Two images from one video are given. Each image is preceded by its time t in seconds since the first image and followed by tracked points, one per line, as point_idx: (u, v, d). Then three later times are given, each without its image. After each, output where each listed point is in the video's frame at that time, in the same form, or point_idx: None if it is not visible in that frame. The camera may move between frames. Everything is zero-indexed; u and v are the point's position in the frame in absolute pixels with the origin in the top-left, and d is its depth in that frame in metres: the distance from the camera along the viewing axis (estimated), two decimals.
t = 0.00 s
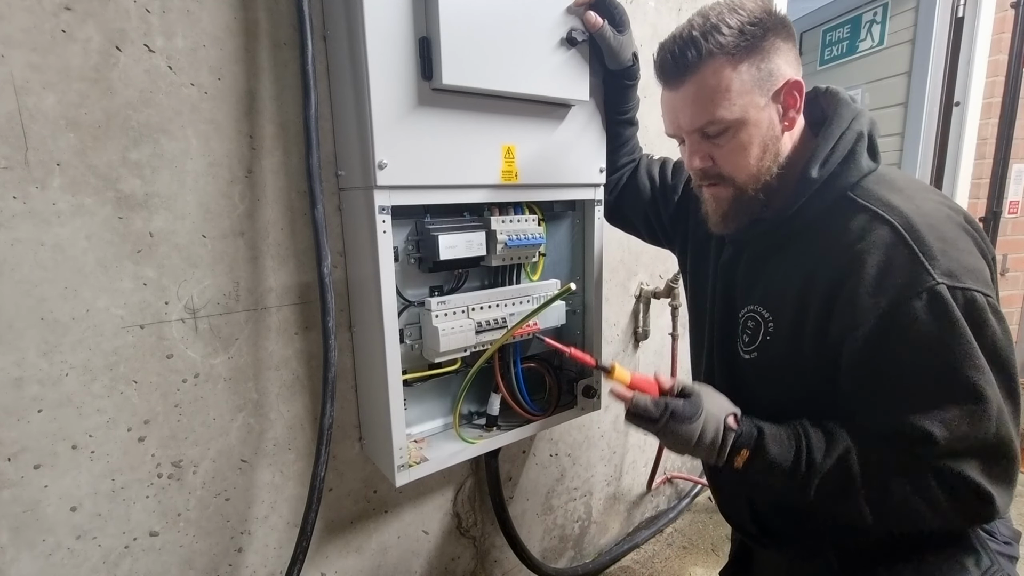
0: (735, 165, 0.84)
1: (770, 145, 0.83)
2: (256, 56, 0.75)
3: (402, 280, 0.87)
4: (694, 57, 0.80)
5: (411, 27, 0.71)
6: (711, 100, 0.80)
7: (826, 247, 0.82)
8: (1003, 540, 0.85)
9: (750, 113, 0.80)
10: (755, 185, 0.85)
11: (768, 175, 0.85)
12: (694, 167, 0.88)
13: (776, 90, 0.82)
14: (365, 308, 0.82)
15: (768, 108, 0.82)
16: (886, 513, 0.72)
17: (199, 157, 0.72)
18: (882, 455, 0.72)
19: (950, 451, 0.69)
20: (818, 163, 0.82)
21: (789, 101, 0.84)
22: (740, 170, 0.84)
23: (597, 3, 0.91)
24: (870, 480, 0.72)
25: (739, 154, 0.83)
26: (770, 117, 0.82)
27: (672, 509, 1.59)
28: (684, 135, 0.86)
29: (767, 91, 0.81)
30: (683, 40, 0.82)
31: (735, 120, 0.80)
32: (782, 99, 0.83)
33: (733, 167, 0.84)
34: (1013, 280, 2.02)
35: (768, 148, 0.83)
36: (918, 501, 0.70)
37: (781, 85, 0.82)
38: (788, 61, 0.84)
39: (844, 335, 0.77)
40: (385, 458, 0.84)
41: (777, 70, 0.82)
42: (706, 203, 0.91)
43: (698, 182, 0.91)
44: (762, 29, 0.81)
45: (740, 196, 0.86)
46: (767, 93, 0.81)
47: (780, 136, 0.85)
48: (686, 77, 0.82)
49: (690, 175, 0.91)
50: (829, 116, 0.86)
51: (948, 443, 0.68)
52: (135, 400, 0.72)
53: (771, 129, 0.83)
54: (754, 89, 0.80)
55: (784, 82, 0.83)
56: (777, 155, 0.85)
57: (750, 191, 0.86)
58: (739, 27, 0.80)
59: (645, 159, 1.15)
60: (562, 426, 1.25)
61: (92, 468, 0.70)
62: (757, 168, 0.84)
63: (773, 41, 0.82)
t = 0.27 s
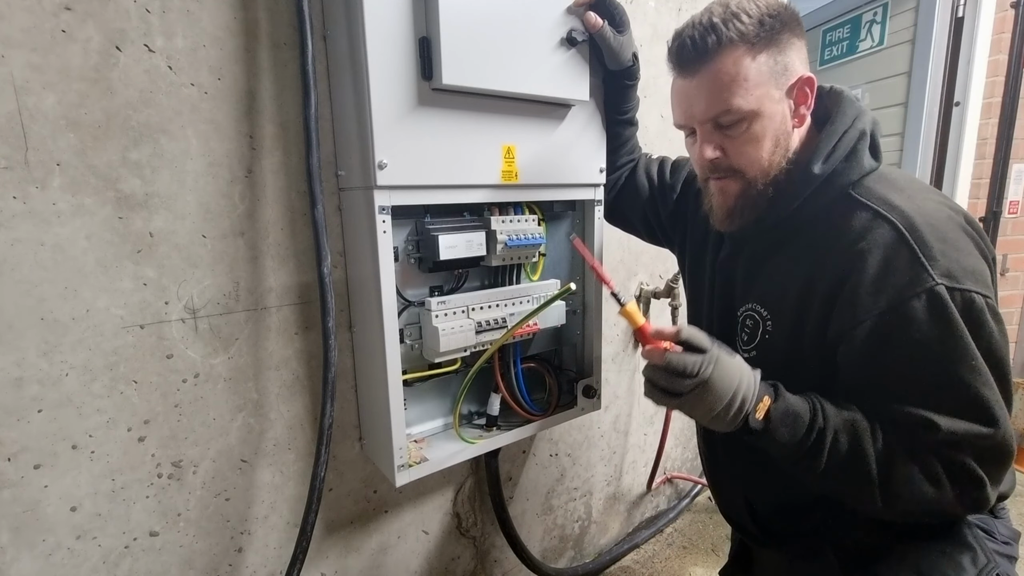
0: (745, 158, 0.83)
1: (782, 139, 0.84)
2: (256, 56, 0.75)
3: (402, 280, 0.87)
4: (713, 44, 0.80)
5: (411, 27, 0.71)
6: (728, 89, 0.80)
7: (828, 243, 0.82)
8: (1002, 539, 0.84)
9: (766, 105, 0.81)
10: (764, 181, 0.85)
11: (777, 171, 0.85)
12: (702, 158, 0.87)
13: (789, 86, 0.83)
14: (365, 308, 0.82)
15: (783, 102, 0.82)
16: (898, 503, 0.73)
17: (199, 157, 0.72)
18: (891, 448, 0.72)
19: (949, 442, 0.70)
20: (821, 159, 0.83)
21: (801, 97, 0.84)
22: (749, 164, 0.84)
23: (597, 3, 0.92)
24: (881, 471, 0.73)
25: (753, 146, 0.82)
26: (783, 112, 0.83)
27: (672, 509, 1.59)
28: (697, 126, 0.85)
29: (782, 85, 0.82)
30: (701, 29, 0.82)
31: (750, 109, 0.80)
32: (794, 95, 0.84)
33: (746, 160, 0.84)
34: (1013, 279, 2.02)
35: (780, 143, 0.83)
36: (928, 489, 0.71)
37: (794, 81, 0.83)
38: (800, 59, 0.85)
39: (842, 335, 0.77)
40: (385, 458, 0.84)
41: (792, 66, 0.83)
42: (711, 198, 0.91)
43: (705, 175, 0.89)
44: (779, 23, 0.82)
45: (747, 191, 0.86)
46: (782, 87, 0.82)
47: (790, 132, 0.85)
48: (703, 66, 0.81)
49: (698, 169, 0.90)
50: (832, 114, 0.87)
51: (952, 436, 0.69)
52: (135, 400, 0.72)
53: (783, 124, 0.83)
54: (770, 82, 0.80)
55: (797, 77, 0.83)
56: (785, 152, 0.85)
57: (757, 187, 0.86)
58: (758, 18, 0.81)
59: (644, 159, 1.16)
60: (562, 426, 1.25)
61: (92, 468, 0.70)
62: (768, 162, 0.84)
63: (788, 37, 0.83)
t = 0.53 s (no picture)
0: (763, 143, 0.84)
1: (798, 129, 0.86)
2: (256, 56, 0.75)
3: (402, 280, 0.87)
4: (741, 25, 0.82)
5: (411, 28, 0.71)
6: (753, 72, 0.81)
7: (823, 239, 0.85)
8: (1001, 540, 0.84)
9: (787, 92, 0.83)
10: (774, 171, 0.87)
11: (790, 161, 0.87)
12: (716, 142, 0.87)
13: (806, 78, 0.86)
14: (365, 308, 0.82)
15: (801, 92, 0.85)
16: (900, 499, 0.72)
17: (199, 157, 0.72)
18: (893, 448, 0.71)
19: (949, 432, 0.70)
20: (826, 152, 0.84)
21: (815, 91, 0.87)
22: (764, 149, 0.85)
23: (597, 3, 0.91)
24: (885, 471, 0.72)
25: (773, 132, 0.84)
26: (801, 101, 0.85)
27: (672, 509, 1.59)
28: (716, 111, 0.86)
29: (801, 76, 0.84)
30: (726, 14, 0.83)
31: (774, 93, 0.82)
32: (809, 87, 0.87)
33: (765, 146, 0.85)
34: (1013, 279, 2.02)
35: (796, 133, 0.86)
36: (927, 483, 0.71)
37: (811, 74, 0.86)
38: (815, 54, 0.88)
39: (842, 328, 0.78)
40: (385, 459, 0.84)
41: (809, 58, 0.86)
42: (720, 187, 0.92)
43: (718, 163, 0.90)
44: (801, 16, 0.85)
45: (759, 180, 0.88)
46: (800, 78, 0.84)
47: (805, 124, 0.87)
48: (727, 48, 0.82)
49: (711, 155, 0.91)
50: (839, 109, 0.89)
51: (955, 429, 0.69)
52: (135, 400, 0.72)
53: (801, 113, 0.85)
54: (792, 70, 0.83)
55: (814, 69, 0.87)
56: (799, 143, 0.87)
57: (767, 176, 0.87)
58: (785, 6, 0.83)
59: (642, 158, 1.16)
60: (562, 426, 1.25)
61: (92, 468, 0.70)
62: (783, 150, 0.85)
63: (807, 30, 0.86)
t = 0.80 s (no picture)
0: (777, 130, 0.86)
1: (807, 120, 0.88)
2: (256, 56, 0.75)
3: (402, 280, 0.87)
4: (752, 16, 0.84)
5: (411, 28, 0.71)
6: (765, 61, 0.84)
7: (815, 230, 0.86)
8: (1005, 543, 0.85)
9: (797, 82, 0.86)
10: (787, 161, 0.88)
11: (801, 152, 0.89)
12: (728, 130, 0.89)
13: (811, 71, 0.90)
14: (365, 308, 0.82)
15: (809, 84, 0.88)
16: (857, 485, 0.70)
17: (199, 157, 0.72)
18: (855, 433, 0.69)
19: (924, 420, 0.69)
20: (828, 146, 0.86)
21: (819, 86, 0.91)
22: (773, 138, 0.87)
23: (598, 4, 0.92)
24: (844, 456, 0.69)
25: (786, 120, 0.86)
26: (809, 93, 0.89)
27: (672, 509, 1.59)
28: (729, 100, 0.88)
29: (807, 68, 0.88)
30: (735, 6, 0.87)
31: (785, 81, 0.85)
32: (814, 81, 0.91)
33: (779, 135, 0.87)
34: (1012, 279, 2.02)
35: (806, 123, 0.88)
36: (885, 469, 0.69)
37: (815, 69, 0.91)
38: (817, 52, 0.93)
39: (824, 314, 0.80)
40: (385, 459, 0.84)
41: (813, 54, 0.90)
42: (731, 178, 0.93)
43: (731, 153, 0.91)
44: (804, 13, 0.89)
45: (772, 170, 0.89)
46: (807, 70, 0.88)
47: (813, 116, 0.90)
48: (739, 38, 0.85)
49: (724, 145, 0.92)
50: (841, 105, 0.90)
51: (935, 420, 0.69)
52: (136, 400, 0.72)
53: (809, 105, 0.89)
54: (800, 61, 0.86)
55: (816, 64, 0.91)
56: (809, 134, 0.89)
57: (780, 166, 0.89)
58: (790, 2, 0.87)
59: (642, 157, 1.16)
60: (562, 426, 1.25)
61: (92, 468, 0.70)
62: (796, 139, 0.88)
63: (810, 27, 0.90)
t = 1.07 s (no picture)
0: (770, 129, 0.87)
1: (801, 119, 0.89)
2: (256, 56, 0.75)
3: (402, 280, 0.87)
4: (745, 17, 0.86)
5: (411, 28, 0.71)
6: (758, 60, 0.85)
7: (805, 230, 0.86)
8: (1005, 543, 0.86)
9: (790, 82, 0.87)
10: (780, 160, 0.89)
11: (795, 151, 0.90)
12: (722, 129, 0.91)
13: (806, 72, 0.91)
14: (365, 308, 0.82)
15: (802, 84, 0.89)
16: (828, 472, 0.69)
17: (199, 157, 0.72)
18: (831, 419, 0.67)
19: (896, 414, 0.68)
20: (820, 147, 0.86)
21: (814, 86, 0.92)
22: (766, 137, 0.88)
23: (597, 4, 0.92)
24: (816, 443, 0.67)
25: (779, 119, 0.87)
26: (802, 93, 0.90)
27: (672, 509, 1.59)
28: (723, 100, 0.90)
29: (801, 68, 0.89)
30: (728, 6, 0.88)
31: (777, 81, 0.86)
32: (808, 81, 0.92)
33: (772, 134, 0.88)
34: (1012, 280, 2.02)
35: (799, 122, 0.89)
36: (856, 458, 0.68)
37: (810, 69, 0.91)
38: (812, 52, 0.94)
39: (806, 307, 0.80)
40: (385, 459, 0.84)
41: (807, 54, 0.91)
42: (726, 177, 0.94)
43: (724, 152, 0.93)
44: (799, 14, 0.90)
45: (765, 170, 0.90)
46: (801, 70, 0.89)
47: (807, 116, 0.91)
48: (731, 39, 0.87)
49: (718, 145, 0.94)
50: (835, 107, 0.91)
51: (913, 417, 0.68)
52: (136, 400, 0.72)
53: (803, 105, 0.90)
54: (793, 61, 0.88)
55: (811, 64, 0.92)
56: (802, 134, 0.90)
57: (773, 165, 0.89)
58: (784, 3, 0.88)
59: (643, 157, 1.17)
60: (562, 426, 1.25)
61: (92, 468, 0.70)
62: (789, 138, 0.89)
63: (805, 28, 0.91)
